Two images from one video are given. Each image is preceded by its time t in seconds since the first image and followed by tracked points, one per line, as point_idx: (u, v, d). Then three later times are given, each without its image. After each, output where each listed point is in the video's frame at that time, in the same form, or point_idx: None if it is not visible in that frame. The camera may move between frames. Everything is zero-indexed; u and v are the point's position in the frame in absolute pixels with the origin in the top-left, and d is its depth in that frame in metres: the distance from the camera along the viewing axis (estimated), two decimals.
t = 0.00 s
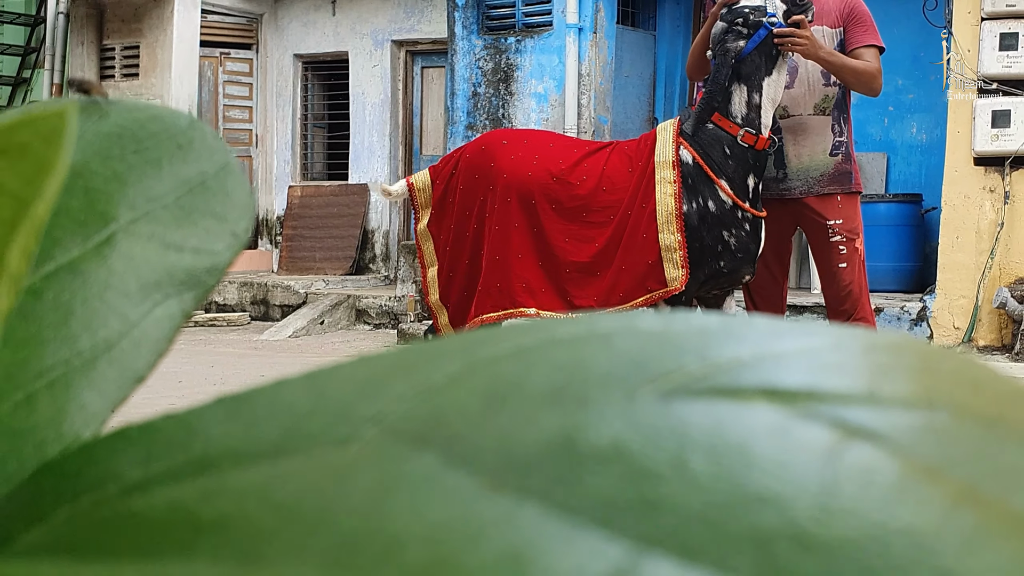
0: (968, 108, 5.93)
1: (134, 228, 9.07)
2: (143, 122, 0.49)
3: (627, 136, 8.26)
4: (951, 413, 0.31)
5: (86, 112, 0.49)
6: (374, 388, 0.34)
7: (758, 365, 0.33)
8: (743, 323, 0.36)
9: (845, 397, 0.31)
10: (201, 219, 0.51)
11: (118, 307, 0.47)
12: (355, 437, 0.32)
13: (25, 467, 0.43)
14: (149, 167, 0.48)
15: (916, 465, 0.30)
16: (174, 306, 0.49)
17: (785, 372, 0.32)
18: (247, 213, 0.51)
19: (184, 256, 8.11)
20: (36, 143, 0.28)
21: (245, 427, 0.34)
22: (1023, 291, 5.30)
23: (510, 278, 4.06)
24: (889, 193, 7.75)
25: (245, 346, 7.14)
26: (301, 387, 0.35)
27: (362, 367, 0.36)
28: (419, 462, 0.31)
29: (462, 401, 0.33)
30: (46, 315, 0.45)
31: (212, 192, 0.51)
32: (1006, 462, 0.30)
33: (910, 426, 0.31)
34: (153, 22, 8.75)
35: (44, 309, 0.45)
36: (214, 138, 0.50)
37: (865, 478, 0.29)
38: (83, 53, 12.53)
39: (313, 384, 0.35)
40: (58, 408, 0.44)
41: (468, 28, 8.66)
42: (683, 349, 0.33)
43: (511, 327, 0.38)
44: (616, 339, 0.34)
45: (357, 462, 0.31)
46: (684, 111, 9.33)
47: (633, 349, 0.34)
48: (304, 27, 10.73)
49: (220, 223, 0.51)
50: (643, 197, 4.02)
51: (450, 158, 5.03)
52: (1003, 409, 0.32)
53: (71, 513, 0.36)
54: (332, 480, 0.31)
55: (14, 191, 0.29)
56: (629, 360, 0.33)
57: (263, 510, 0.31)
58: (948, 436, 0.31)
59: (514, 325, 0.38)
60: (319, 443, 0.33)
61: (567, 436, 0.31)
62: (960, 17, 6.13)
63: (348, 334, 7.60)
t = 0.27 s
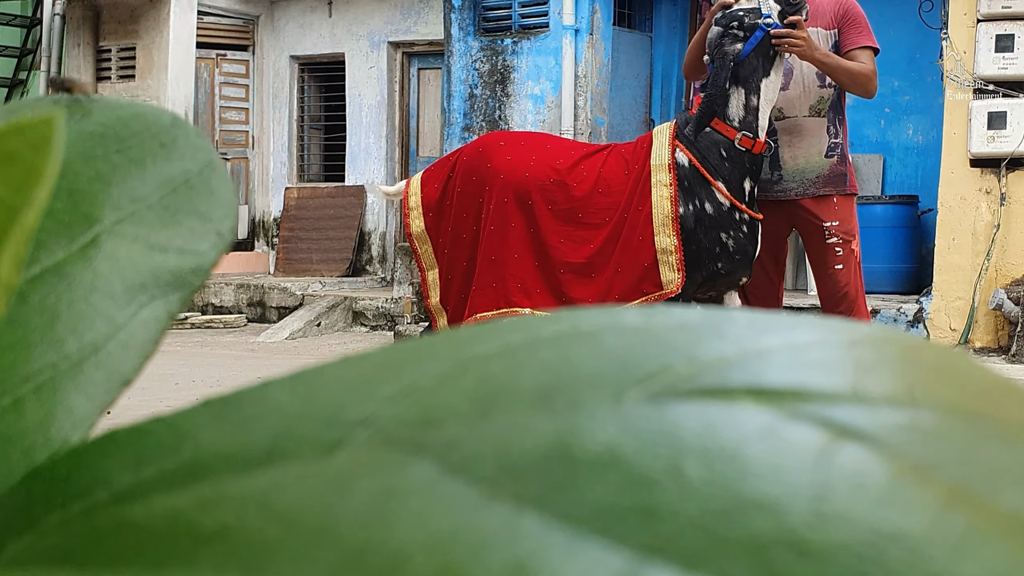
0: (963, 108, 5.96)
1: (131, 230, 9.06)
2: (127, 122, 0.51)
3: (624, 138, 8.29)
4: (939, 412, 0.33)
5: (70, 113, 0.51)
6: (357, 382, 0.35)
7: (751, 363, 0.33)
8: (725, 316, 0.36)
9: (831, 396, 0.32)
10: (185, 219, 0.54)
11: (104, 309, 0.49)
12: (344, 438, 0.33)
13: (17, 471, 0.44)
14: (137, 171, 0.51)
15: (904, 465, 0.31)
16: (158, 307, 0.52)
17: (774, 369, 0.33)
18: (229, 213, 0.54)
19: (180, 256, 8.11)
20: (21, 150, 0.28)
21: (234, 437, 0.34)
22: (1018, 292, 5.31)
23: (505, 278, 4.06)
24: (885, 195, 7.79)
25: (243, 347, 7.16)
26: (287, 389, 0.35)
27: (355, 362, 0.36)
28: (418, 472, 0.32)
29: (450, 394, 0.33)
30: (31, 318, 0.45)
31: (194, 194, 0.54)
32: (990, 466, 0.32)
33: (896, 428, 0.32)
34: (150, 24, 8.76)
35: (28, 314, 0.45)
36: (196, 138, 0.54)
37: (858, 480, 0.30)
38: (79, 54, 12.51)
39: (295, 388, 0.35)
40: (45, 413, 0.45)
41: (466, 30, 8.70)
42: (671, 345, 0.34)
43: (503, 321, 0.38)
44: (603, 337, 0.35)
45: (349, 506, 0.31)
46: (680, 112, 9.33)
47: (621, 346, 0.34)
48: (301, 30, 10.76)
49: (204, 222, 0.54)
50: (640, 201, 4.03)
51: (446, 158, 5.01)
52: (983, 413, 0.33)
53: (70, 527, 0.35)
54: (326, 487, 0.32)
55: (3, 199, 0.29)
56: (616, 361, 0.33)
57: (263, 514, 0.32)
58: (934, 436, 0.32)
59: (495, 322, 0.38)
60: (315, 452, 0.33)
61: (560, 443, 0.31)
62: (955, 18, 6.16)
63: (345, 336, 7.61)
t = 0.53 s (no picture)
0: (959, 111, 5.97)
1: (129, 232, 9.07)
2: (96, 127, 0.52)
3: (620, 141, 8.28)
4: (913, 397, 0.35)
5: (39, 117, 0.51)
6: (342, 370, 0.36)
7: (720, 355, 0.35)
8: (694, 305, 0.38)
9: (803, 388, 0.34)
10: (156, 223, 0.53)
11: (76, 313, 0.50)
12: (332, 423, 0.34)
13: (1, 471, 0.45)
14: (107, 174, 0.51)
15: (878, 455, 0.33)
16: (130, 311, 0.51)
17: (747, 359, 0.35)
18: (201, 216, 0.54)
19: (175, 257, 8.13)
20: None
21: (213, 433, 0.36)
22: (1014, 295, 5.32)
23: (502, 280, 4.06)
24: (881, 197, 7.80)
25: (239, 350, 7.15)
26: (264, 378, 0.37)
27: (344, 354, 0.38)
28: (389, 470, 0.33)
29: (433, 374, 0.35)
30: None
31: (165, 197, 0.54)
32: (958, 454, 0.34)
33: (866, 418, 0.34)
34: (145, 27, 8.75)
35: None
36: (170, 142, 0.54)
37: (828, 475, 0.32)
38: (75, 57, 12.50)
39: (276, 381, 0.36)
40: (14, 416, 0.46)
41: (462, 32, 8.68)
42: (642, 334, 0.36)
43: (487, 312, 0.39)
44: (577, 327, 0.36)
45: (318, 454, 0.34)
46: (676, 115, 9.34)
47: (593, 336, 0.36)
48: (297, 32, 10.75)
49: (175, 227, 0.54)
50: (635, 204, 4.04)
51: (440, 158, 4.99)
52: (951, 388, 0.36)
53: (38, 524, 0.37)
54: (306, 488, 0.34)
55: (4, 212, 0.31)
56: (586, 354, 0.35)
57: (259, 501, 0.34)
58: (903, 425, 0.34)
59: (472, 311, 0.39)
60: (287, 449, 0.34)
61: (533, 439, 0.33)
62: (952, 20, 6.16)
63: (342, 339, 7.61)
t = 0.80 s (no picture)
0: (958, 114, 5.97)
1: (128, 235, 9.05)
2: (86, 137, 0.52)
3: (619, 143, 8.28)
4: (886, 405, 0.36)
5: (28, 123, 0.52)
6: (342, 378, 0.38)
7: (702, 369, 0.36)
8: (684, 316, 0.39)
9: (783, 406, 0.35)
10: (147, 229, 0.52)
11: (62, 321, 0.49)
12: (313, 432, 0.36)
13: None
14: (96, 180, 0.51)
15: (854, 475, 0.34)
16: (116, 318, 0.50)
17: (726, 374, 0.36)
18: (190, 224, 0.52)
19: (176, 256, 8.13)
20: None
21: (186, 447, 0.37)
22: (1013, 298, 5.31)
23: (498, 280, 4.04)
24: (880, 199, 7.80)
25: (238, 351, 7.15)
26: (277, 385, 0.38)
27: (343, 363, 0.39)
28: (346, 487, 0.35)
29: (419, 389, 0.37)
30: None
31: (155, 206, 0.52)
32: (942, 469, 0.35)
33: (842, 436, 0.35)
34: (145, 28, 8.75)
35: None
36: (160, 149, 0.53)
37: (801, 492, 0.33)
38: (74, 58, 12.48)
39: (248, 395, 0.38)
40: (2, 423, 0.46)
41: (462, 34, 8.69)
42: (628, 350, 0.37)
43: (466, 324, 0.40)
44: (558, 340, 0.38)
45: (295, 463, 0.36)
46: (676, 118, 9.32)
47: (574, 353, 0.37)
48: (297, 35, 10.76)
49: (164, 234, 0.52)
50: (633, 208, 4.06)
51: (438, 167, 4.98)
52: (932, 407, 0.37)
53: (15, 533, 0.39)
54: (264, 504, 0.35)
55: None
56: (566, 369, 0.36)
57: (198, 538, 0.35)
58: (882, 444, 0.35)
59: (470, 322, 0.40)
60: (257, 463, 0.36)
61: (502, 454, 0.35)
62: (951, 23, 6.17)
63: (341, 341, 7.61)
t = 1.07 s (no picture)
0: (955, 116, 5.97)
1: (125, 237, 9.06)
2: (77, 153, 0.49)
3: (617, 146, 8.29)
4: (856, 427, 0.31)
5: (20, 139, 0.50)
6: (300, 401, 0.34)
7: (684, 408, 0.32)
8: (679, 350, 0.34)
9: (774, 448, 0.31)
10: (135, 244, 0.49)
11: (47, 335, 0.47)
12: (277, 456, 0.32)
13: None
14: (84, 199, 0.48)
15: (825, 535, 0.29)
16: (102, 334, 0.47)
17: (710, 416, 0.31)
18: (182, 241, 0.49)
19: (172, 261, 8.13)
20: None
21: (170, 457, 0.32)
22: (1011, 300, 5.31)
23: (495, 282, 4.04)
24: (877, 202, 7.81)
25: (234, 354, 7.15)
26: (245, 404, 0.34)
27: (305, 387, 0.35)
28: (305, 522, 0.30)
29: (376, 423, 0.32)
30: None
31: (147, 222, 0.49)
32: (952, 535, 0.30)
33: (818, 486, 0.30)
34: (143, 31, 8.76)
35: None
36: (150, 165, 0.49)
37: (762, 552, 0.28)
38: (72, 60, 12.49)
39: (229, 419, 0.34)
40: None
41: (459, 37, 8.71)
42: (613, 383, 0.32)
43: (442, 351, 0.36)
44: (541, 370, 0.33)
45: (262, 489, 0.31)
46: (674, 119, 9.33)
47: (552, 382, 0.32)
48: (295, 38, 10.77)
49: (153, 250, 0.49)
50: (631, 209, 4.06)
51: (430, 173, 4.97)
52: (948, 473, 0.31)
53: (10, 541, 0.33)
54: (210, 537, 0.30)
55: None
56: (543, 402, 0.32)
57: (88, 566, 0.31)
58: (872, 498, 0.30)
59: (456, 346, 0.36)
60: (224, 489, 0.31)
61: (458, 496, 0.30)
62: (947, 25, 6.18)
63: (337, 343, 7.61)
